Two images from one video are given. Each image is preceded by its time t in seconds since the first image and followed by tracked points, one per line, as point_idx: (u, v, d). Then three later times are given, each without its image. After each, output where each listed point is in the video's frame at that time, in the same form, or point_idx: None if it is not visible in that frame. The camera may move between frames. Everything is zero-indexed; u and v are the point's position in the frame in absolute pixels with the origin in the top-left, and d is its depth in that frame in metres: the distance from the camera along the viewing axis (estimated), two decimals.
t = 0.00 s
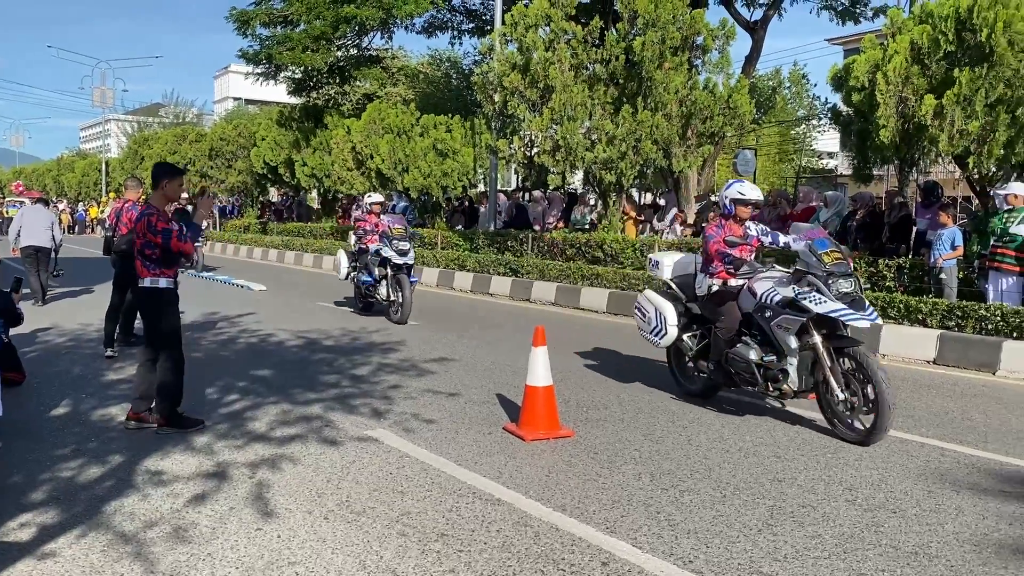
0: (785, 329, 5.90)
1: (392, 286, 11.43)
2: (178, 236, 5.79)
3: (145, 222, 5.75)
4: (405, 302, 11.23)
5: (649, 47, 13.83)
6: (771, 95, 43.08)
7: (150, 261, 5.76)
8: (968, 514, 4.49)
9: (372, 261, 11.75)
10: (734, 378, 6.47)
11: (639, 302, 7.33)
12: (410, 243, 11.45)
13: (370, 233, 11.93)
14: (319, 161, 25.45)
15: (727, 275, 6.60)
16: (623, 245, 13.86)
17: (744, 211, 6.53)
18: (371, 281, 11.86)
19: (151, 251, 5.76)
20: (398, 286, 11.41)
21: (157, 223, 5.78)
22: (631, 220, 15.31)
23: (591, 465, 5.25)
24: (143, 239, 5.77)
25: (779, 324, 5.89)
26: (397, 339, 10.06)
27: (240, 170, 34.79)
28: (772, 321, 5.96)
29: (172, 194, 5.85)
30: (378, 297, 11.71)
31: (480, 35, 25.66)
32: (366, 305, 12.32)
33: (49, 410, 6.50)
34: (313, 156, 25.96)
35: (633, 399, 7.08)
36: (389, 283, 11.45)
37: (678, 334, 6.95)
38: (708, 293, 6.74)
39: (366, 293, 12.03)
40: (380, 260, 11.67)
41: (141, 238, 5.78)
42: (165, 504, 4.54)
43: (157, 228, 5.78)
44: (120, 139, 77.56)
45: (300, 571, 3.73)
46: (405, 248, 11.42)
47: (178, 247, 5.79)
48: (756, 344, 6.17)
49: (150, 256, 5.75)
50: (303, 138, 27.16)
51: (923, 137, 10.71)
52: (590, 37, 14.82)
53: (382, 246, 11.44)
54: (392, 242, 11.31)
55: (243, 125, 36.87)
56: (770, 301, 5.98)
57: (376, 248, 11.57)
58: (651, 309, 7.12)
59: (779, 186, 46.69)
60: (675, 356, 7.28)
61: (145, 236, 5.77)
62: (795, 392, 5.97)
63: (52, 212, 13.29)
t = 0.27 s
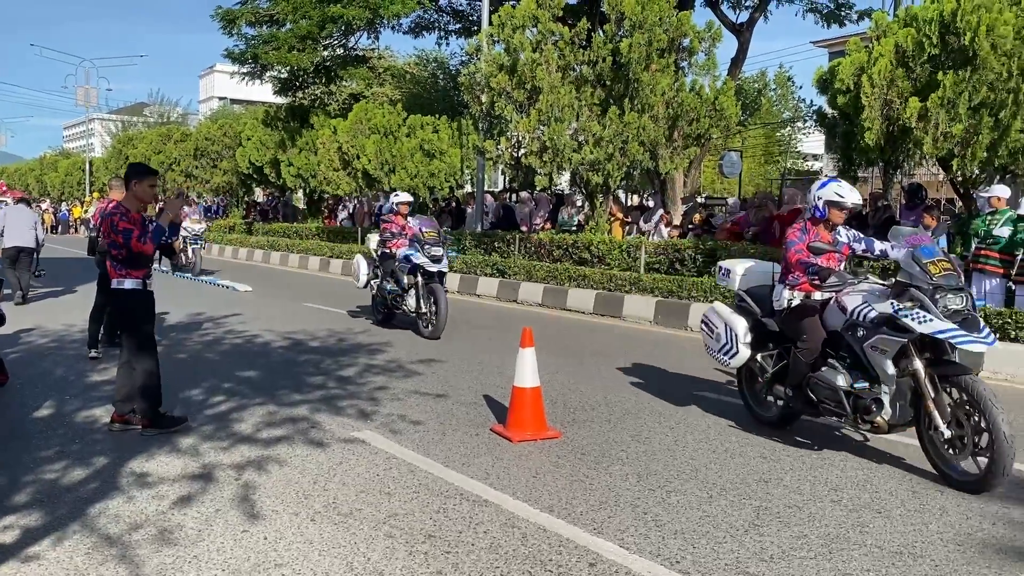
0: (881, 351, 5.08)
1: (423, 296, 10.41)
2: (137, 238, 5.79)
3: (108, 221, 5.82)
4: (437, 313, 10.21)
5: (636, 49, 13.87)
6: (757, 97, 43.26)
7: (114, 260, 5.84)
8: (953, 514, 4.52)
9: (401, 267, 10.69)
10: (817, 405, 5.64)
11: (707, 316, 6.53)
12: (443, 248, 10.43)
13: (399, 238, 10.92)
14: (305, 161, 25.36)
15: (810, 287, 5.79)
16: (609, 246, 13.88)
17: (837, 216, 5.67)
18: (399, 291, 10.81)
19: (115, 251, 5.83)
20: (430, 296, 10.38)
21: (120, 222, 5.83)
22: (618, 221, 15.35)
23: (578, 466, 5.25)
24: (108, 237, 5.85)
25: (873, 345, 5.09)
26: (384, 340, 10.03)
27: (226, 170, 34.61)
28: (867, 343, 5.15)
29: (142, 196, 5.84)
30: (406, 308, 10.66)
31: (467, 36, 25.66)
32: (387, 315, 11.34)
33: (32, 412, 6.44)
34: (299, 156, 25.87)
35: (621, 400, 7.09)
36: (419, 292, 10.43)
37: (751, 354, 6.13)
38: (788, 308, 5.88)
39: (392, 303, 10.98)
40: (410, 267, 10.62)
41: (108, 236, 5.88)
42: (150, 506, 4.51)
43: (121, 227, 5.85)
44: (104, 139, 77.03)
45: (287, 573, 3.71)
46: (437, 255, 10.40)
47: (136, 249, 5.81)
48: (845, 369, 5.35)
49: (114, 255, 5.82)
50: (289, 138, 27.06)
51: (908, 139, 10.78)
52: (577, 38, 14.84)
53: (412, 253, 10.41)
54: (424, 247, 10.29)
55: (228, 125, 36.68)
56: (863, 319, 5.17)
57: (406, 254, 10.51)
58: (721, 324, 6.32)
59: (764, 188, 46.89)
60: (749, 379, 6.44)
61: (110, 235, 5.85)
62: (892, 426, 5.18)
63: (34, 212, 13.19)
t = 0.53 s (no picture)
0: (1008, 378, 4.22)
1: (467, 308, 9.02)
2: (96, 237, 5.73)
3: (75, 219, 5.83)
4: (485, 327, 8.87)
5: (622, 50, 13.90)
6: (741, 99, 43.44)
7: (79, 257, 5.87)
8: (936, 513, 4.57)
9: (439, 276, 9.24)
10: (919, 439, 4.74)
11: (792, 330, 5.73)
12: (490, 253, 8.96)
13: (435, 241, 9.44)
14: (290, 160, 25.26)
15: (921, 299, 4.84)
16: (596, 247, 13.91)
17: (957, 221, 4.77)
18: (437, 303, 9.38)
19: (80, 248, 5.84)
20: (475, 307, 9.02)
21: (84, 221, 5.81)
22: (604, 222, 15.39)
23: (565, 466, 5.26)
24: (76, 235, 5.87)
25: (999, 370, 4.24)
26: (370, 341, 10.01)
27: (210, 169, 34.40)
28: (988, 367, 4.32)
29: (112, 195, 5.75)
30: (446, 321, 9.27)
31: (454, 35, 25.62)
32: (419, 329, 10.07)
33: (15, 413, 6.38)
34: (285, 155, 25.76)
35: (607, 400, 7.11)
36: (462, 304, 9.03)
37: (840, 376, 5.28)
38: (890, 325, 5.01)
39: (428, 315, 9.58)
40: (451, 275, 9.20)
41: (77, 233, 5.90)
42: (135, 507, 4.48)
43: (89, 225, 5.84)
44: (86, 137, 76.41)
45: (274, 574, 3.70)
46: (483, 261, 8.92)
47: (96, 248, 5.75)
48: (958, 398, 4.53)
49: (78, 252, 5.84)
50: (274, 137, 26.95)
51: (892, 140, 10.82)
52: (564, 39, 14.86)
53: (453, 258, 8.92)
54: (468, 253, 8.82)
55: (213, 123, 36.48)
56: (984, 339, 4.38)
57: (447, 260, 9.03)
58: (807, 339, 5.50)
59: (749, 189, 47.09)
60: (835, 407, 5.63)
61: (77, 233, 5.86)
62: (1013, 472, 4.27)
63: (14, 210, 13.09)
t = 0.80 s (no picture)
0: None
1: (524, 322, 7.93)
2: (61, 236, 5.49)
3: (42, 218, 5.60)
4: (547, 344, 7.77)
5: (608, 50, 13.93)
6: (726, 100, 43.62)
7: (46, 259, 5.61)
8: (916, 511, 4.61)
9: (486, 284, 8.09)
10: None
11: (901, 345, 4.79)
12: (550, 261, 7.91)
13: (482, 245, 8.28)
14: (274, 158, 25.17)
15: None
16: (581, 246, 13.95)
17: None
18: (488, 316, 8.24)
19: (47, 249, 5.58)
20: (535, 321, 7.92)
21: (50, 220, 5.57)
22: (589, 221, 15.43)
23: (551, 465, 5.28)
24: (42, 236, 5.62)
25: None
26: (355, 340, 9.98)
27: (194, 167, 34.21)
28: None
29: (80, 193, 5.58)
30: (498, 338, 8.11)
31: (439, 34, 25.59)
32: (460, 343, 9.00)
33: None
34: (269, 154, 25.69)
35: (592, 399, 7.13)
36: (519, 317, 7.91)
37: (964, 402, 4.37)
38: None
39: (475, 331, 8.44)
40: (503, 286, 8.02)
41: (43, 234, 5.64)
42: (119, 507, 4.45)
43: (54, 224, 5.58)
44: (68, 135, 75.74)
45: (260, 573, 3.69)
46: (542, 269, 7.86)
47: (60, 247, 5.51)
48: None
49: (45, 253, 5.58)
50: (258, 135, 26.83)
51: (876, 141, 10.89)
52: (550, 39, 14.88)
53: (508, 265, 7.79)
54: (525, 260, 7.78)
55: (197, 121, 36.27)
56: None
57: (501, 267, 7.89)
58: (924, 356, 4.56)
59: (733, 189, 47.32)
60: (942, 436, 4.72)
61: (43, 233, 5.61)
62: None
63: None
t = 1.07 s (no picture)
0: None
1: (596, 341, 6.90)
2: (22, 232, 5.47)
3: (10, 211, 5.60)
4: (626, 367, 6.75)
5: (591, 49, 13.96)
6: (709, 99, 43.77)
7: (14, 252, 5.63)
8: (897, 509, 4.65)
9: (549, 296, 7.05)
10: None
11: None
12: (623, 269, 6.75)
13: (537, 251, 7.25)
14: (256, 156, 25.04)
15: None
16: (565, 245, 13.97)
17: None
18: (551, 333, 7.21)
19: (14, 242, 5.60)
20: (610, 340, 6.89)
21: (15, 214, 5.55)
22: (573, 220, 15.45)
23: (534, 463, 5.28)
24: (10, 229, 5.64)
25: None
26: (338, 338, 9.95)
27: (175, 165, 33.94)
28: None
29: (45, 189, 5.52)
30: (563, 359, 7.11)
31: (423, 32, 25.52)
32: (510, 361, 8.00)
33: None
34: (251, 151, 25.53)
35: (576, 398, 7.14)
36: (589, 334, 6.88)
37: None
38: None
39: (534, 349, 7.39)
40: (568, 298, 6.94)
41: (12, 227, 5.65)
42: (99, 507, 4.41)
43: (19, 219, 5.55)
44: (46, 131, 74.93)
45: (242, 572, 3.67)
46: (615, 278, 6.73)
47: (21, 242, 5.50)
48: None
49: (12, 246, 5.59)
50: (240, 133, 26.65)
51: (857, 142, 10.98)
52: (534, 37, 14.88)
53: (576, 275, 6.74)
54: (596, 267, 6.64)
55: (178, 118, 35.96)
56: None
57: (567, 277, 6.83)
58: None
59: (715, 189, 47.53)
60: None
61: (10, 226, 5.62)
62: None
63: None
